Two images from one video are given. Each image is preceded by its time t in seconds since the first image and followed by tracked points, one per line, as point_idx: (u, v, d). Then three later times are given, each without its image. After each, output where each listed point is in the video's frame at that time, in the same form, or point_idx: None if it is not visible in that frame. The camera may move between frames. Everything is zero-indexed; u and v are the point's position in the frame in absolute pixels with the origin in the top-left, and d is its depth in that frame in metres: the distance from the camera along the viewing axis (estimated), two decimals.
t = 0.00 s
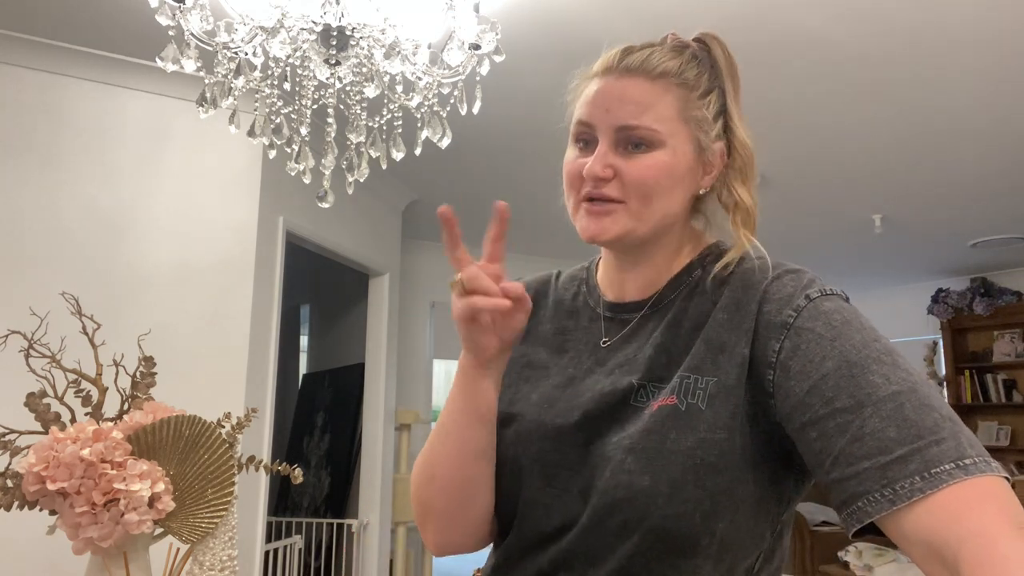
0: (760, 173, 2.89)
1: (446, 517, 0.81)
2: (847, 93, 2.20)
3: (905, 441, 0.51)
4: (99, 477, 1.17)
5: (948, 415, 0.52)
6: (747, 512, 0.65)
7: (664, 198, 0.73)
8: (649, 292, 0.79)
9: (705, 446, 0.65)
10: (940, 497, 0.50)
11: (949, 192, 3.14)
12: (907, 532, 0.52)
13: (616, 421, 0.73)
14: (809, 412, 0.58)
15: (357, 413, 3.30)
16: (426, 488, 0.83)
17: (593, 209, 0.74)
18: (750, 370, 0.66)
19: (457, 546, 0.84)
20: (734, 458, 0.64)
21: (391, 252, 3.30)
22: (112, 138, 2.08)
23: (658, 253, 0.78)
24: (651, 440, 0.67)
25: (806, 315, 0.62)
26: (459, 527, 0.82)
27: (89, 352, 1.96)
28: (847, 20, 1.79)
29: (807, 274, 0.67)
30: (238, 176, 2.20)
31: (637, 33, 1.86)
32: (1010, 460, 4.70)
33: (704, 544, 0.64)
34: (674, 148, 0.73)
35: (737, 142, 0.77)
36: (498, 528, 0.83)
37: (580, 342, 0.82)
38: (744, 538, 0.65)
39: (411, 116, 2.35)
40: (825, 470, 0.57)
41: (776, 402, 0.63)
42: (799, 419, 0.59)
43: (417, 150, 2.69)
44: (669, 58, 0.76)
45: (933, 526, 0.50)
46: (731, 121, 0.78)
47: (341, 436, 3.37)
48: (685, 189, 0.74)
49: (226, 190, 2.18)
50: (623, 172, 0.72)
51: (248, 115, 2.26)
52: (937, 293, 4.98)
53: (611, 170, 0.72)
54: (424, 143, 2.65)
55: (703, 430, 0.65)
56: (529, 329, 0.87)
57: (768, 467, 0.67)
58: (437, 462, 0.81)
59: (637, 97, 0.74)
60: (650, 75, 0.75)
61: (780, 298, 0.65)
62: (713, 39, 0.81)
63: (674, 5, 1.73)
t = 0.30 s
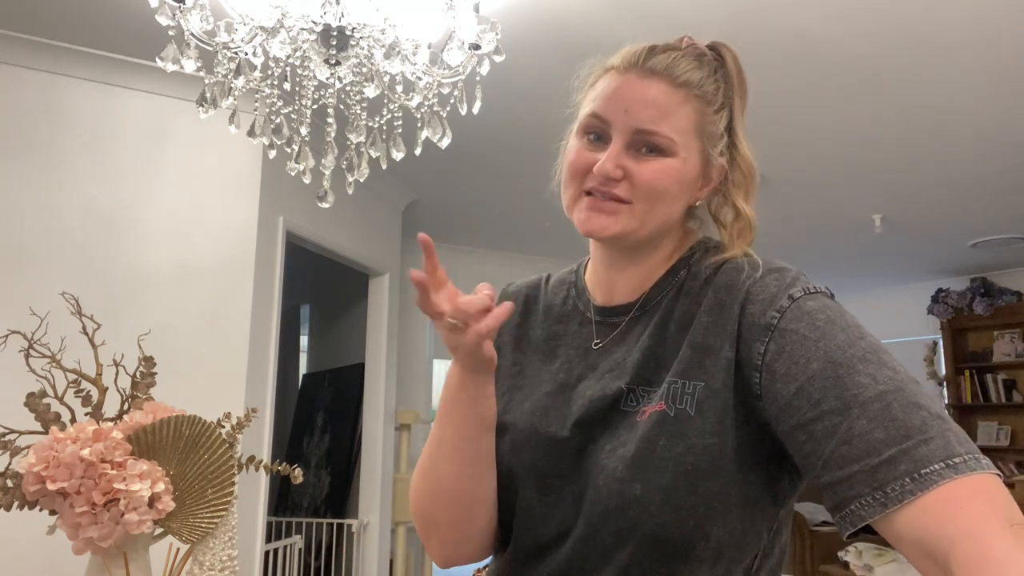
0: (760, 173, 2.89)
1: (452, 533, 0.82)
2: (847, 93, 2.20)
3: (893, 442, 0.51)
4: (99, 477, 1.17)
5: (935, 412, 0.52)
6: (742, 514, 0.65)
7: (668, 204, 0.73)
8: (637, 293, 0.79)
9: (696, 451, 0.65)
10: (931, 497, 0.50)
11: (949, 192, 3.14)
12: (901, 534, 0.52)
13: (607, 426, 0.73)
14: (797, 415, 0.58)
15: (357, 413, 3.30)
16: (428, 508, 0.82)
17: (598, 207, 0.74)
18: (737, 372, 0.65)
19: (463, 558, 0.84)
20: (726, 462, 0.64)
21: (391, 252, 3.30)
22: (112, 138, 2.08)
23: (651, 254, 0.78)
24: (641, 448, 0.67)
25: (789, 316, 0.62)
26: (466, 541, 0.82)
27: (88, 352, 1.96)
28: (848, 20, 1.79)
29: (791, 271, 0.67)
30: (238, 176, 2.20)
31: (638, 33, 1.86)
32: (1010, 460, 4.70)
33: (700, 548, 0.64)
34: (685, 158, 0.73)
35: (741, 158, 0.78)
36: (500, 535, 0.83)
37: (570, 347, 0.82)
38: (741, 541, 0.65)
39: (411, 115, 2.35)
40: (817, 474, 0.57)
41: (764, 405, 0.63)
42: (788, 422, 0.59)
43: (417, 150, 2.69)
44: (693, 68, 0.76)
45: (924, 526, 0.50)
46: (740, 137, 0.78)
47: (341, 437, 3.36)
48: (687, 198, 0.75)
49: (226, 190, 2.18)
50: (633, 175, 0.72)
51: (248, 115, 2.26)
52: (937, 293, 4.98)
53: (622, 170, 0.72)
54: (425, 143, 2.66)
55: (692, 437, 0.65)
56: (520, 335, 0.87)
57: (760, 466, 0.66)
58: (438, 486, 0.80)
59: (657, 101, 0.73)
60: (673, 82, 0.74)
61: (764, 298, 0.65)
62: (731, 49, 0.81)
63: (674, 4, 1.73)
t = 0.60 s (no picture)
0: (760, 173, 2.89)
1: (457, 538, 0.82)
2: (847, 93, 2.20)
3: (893, 444, 0.51)
4: (99, 477, 1.17)
5: (934, 413, 0.52)
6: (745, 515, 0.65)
7: (664, 207, 0.73)
8: (634, 295, 0.79)
9: (696, 454, 0.65)
10: (931, 499, 0.49)
11: (948, 192, 3.14)
12: (901, 535, 0.51)
13: (608, 429, 0.73)
14: (797, 417, 0.58)
15: (357, 413, 3.30)
16: (435, 510, 0.83)
17: (593, 209, 0.73)
18: (736, 374, 0.65)
19: (464, 563, 0.84)
20: (727, 465, 0.64)
21: (391, 252, 3.30)
22: (112, 138, 2.07)
23: (649, 256, 0.78)
24: (641, 451, 0.67)
25: (788, 317, 0.62)
26: (470, 546, 0.82)
27: (88, 352, 1.96)
28: (848, 20, 1.80)
29: (790, 271, 0.67)
30: (238, 177, 2.20)
31: (637, 33, 1.86)
32: (1010, 460, 4.70)
33: (702, 548, 0.65)
34: (680, 160, 0.73)
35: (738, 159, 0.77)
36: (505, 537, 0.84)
37: (569, 349, 0.82)
38: (744, 542, 0.65)
39: (411, 115, 2.35)
40: (817, 476, 0.57)
41: (764, 406, 0.63)
42: (787, 424, 0.59)
43: (417, 150, 2.69)
44: (690, 69, 0.76)
45: (920, 525, 0.50)
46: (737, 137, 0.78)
47: (341, 437, 3.36)
48: (683, 201, 0.75)
49: (225, 190, 2.18)
50: (629, 178, 0.71)
51: (248, 115, 2.26)
52: (937, 294, 4.98)
53: (617, 173, 0.72)
54: (425, 143, 2.66)
55: (692, 439, 0.65)
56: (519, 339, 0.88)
57: (761, 465, 0.66)
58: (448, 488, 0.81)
59: (653, 103, 0.73)
60: (670, 83, 0.74)
61: (762, 300, 0.65)
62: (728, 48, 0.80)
63: (673, 3, 1.73)
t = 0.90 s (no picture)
0: (760, 174, 2.88)
1: (468, 539, 0.76)
2: (847, 93, 2.20)
3: (898, 447, 0.51)
4: (99, 477, 1.17)
5: (938, 418, 0.52)
6: (754, 518, 0.65)
7: (663, 211, 0.73)
8: (636, 296, 0.78)
9: (705, 458, 0.64)
10: (935, 501, 0.49)
11: (949, 192, 3.14)
12: (905, 540, 0.51)
13: (614, 432, 0.72)
14: (802, 420, 0.58)
15: (357, 413, 3.30)
16: (444, 510, 0.77)
17: (594, 218, 0.74)
18: (741, 377, 0.65)
19: (469, 566, 0.79)
20: (735, 468, 0.64)
21: (391, 252, 3.30)
22: (112, 138, 2.07)
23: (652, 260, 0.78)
24: (651, 456, 0.67)
25: (793, 320, 0.62)
26: (482, 546, 0.77)
27: (88, 352, 1.96)
28: (848, 20, 1.80)
29: (794, 275, 0.67)
30: (238, 177, 2.20)
31: (636, 32, 1.86)
32: (1010, 460, 4.70)
33: (713, 552, 0.64)
34: (677, 162, 0.72)
35: (737, 156, 0.76)
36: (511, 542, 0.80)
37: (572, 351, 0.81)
38: (753, 545, 0.65)
39: (411, 116, 2.35)
40: (823, 478, 0.57)
41: (768, 409, 0.63)
42: (792, 427, 0.59)
43: (417, 150, 2.69)
44: (681, 67, 0.74)
45: (920, 527, 0.50)
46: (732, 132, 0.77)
47: (341, 437, 3.36)
48: (682, 203, 0.74)
49: (225, 190, 2.18)
50: (625, 184, 0.71)
51: (248, 115, 2.26)
52: (937, 294, 4.98)
53: (613, 181, 0.72)
54: (425, 143, 2.66)
55: (701, 443, 0.65)
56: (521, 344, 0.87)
57: (767, 468, 0.66)
58: (468, 485, 0.75)
59: (645, 107, 0.72)
60: (661, 84, 0.73)
61: (767, 303, 0.65)
62: (721, 42, 0.79)
63: (672, 4, 1.73)
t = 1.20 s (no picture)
0: (760, 173, 2.88)
1: (472, 540, 0.76)
2: (847, 93, 2.20)
3: (903, 449, 0.51)
4: (99, 477, 1.17)
5: (942, 422, 0.52)
6: (761, 519, 0.65)
7: (667, 219, 0.72)
8: (643, 299, 0.78)
9: (715, 460, 0.64)
10: (938, 504, 0.49)
11: (949, 192, 3.14)
12: (906, 543, 0.51)
13: (621, 434, 0.72)
14: (808, 421, 0.58)
15: (357, 413, 3.30)
16: (450, 512, 0.77)
17: (598, 230, 0.74)
18: (748, 379, 0.65)
19: (473, 570, 0.79)
20: (743, 470, 0.64)
21: (391, 252, 3.29)
22: (112, 138, 2.07)
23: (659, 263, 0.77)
24: (661, 458, 0.67)
25: (800, 323, 0.62)
26: (487, 548, 0.77)
27: (89, 352, 1.96)
28: (849, 20, 1.80)
29: (801, 278, 0.67)
30: (238, 177, 2.20)
31: (635, 33, 1.86)
32: (1010, 460, 4.70)
33: (721, 555, 0.64)
34: (678, 169, 0.72)
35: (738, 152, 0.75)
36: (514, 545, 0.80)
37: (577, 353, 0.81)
38: (760, 546, 0.65)
39: (411, 116, 2.35)
40: (828, 480, 0.57)
41: (774, 411, 0.63)
42: (797, 428, 0.59)
43: (417, 150, 2.69)
44: (675, 73, 0.73)
45: (920, 530, 0.50)
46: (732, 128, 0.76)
47: (341, 437, 3.36)
48: (686, 209, 0.74)
49: (225, 190, 2.18)
50: (627, 196, 0.71)
51: (248, 115, 2.26)
52: (937, 293, 4.98)
53: (615, 193, 0.71)
54: (425, 143, 2.66)
55: (710, 445, 0.65)
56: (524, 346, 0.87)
57: (771, 469, 0.66)
58: (471, 487, 0.75)
59: (642, 116, 0.71)
60: (657, 93, 0.72)
61: (775, 306, 0.65)
62: (718, 36, 0.78)
63: (672, 4, 1.73)
